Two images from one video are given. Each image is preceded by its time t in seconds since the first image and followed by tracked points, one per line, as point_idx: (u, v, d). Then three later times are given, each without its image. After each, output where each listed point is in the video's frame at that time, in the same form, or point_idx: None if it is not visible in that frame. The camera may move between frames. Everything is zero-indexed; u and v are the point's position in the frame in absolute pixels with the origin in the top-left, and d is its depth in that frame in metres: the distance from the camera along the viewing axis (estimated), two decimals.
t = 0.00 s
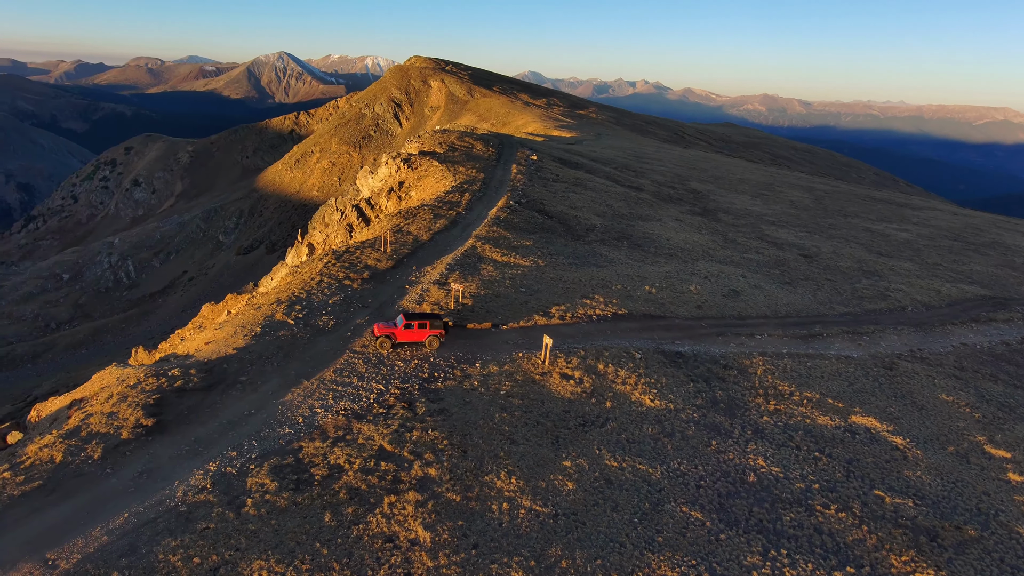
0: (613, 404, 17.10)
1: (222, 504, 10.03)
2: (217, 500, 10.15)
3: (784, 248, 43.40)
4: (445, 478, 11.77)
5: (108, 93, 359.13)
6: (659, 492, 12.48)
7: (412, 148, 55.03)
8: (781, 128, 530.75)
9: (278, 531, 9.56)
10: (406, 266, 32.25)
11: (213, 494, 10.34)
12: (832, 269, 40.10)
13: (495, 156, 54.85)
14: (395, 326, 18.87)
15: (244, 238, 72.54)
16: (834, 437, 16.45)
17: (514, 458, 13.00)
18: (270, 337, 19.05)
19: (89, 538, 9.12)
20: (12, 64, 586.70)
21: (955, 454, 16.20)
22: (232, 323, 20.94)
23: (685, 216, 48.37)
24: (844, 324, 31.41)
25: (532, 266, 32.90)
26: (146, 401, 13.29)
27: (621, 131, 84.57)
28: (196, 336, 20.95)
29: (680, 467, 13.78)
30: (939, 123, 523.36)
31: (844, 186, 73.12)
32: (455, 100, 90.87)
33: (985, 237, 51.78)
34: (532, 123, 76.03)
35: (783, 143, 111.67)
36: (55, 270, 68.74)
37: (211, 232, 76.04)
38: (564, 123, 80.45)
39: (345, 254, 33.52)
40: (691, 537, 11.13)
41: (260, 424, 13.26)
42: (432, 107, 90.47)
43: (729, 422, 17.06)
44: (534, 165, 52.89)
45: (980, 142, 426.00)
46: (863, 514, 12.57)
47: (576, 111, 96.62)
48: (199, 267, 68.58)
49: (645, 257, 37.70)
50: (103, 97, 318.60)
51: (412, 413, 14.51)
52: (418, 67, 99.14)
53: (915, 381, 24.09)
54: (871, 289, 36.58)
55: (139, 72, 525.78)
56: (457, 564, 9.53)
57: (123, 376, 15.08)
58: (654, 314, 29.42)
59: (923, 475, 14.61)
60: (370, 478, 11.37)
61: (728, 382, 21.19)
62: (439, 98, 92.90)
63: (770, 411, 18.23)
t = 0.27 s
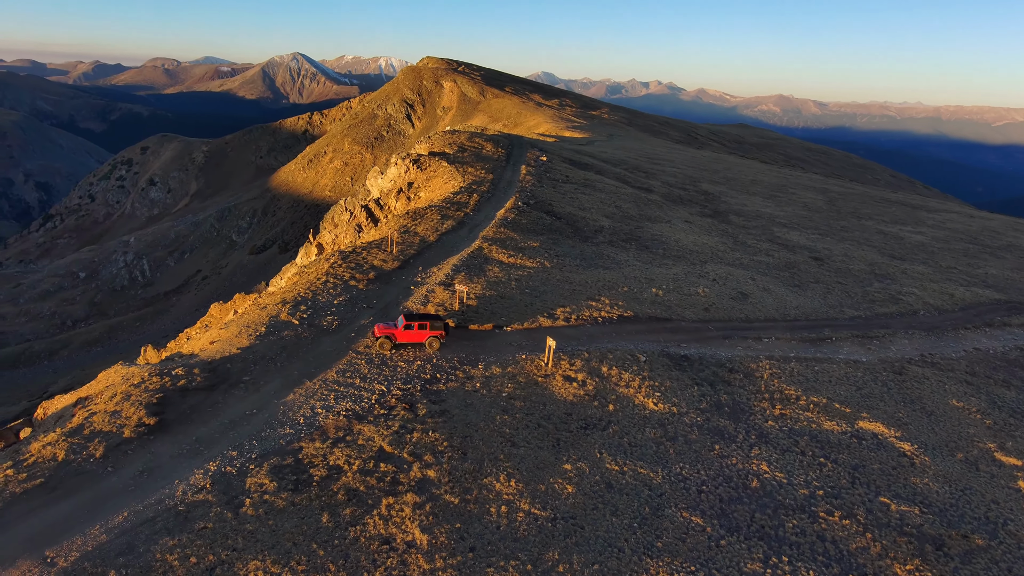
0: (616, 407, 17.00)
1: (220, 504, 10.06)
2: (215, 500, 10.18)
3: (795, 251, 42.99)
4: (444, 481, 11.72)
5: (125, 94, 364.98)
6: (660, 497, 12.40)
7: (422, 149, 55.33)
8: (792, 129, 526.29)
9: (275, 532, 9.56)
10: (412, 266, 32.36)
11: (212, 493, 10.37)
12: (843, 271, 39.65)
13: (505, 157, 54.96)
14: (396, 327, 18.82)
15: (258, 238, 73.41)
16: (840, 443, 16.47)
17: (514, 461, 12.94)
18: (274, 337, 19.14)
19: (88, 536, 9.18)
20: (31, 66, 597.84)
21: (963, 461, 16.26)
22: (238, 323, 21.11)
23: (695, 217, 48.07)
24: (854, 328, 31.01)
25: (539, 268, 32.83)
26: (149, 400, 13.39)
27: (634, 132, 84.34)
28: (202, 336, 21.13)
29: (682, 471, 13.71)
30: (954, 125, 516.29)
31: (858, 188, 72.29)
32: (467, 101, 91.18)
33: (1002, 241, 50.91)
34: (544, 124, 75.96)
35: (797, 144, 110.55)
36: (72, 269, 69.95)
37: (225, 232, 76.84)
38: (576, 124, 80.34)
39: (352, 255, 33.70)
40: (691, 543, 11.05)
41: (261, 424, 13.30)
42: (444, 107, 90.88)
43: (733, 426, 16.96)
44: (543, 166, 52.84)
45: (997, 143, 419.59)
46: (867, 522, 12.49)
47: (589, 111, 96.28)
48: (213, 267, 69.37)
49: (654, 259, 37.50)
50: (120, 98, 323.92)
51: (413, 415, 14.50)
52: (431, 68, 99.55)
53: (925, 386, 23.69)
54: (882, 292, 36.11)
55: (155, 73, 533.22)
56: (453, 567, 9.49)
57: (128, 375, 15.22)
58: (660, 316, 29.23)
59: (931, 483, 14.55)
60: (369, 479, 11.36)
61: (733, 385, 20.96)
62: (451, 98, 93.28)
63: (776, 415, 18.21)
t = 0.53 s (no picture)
0: (619, 410, 16.89)
1: (218, 504, 10.09)
2: (214, 499, 10.22)
3: (807, 253, 42.53)
4: (443, 483, 11.67)
5: (143, 96, 371.51)
6: (661, 502, 12.29)
7: (433, 150, 55.70)
8: (805, 130, 521.15)
9: (271, 532, 9.57)
10: (419, 267, 32.48)
11: (211, 493, 10.41)
12: (855, 274, 39.16)
13: (516, 157, 55.11)
14: (397, 327, 18.79)
15: (272, 237, 74.21)
16: (847, 449, 16.42)
17: (514, 464, 12.87)
18: (279, 337, 19.26)
19: (87, 534, 9.25)
20: (52, 68, 609.89)
21: (974, 469, 16.23)
22: (244, 323, 21.30)
23: (706, 219, 47.75)
24: (865, 332, 30.56)
25: (546, 269, 32.74)
26: (152, 399, 13.52)
27: (648, 133, 84.02)
28: (208, 335, 21.32)
29: (684, 476, 13.62)
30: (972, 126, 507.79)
31: (874, 189, 71.28)
32: (480, 102, 91.62)
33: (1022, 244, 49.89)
34: (557, 124, 76.06)
35: (813, 145, 109.30)
36: (89, 267, 71.24)
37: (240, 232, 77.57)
38: (589, 124, 80.19)
39: (359, 255, 33.91)
40: (691, 549, 10.93)
41: (263, 424, 13.38)
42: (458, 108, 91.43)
43: (738, 430, 16.84)
44: (554, 167, 52.77)
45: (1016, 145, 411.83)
46: (871, 530, 12.41)
47: (602, 112, 95.92)
48: (227, 266, 70.13)
49: (662, 261, 37.25)
50: (138, 99, 329.79)
51: (414, 416, 14.49)
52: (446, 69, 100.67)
53: (937, 392, 23.23)
54: (895, 295, 35.58)
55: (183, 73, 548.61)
56: (448, 570, 9.43)
57: (133, 374, 15.39)
58: (667, 319, 29.01)
59: (938, 491, 14.45)
60: (367, 481, 11.35)
61: (739, 390, 20.69)
62: (464, 99, 93.81)
63: (782, 420, 18.18)
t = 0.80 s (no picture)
0: (621, 414, 16.77)
1: (214, 503, 10.13)
2: (210, 498, 10.27)
3: (819, 256, 42.06)
4: (439, 485, 11.65)
5: (160, 96, 377.95)
6: (660, 507, 12.19)
7: (444, 151, 56.02)
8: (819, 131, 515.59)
9: (266, 532, 9.59)
10: (425, 268, 32.58)
11: (209, 492, 10.48)
12: (867, 278, 38.64)
13: (526, 158, 55.22)
14: (397, 328, 18.84)
15: (286, 237, 74.87)
16: (852, 455, 16.33)
17: (512, 467, 12.82)
18: (282, 337, 19.40)
19: (83, 531, 9.33)
20: (75, 69, 625.18)
21: (984, 478, 16.21)
22: (249, 323, 21.47)
23: (716, 221, 47.41)
24: (875, 336, 30.12)
25: (552, 271, 32.65)
26: (154, 398, 13.66)
27: (661, 133, 83.68)
28: (213, 334, 21.53)
29: (684, 481, 13.53)
30: (990, 127, 498.90)
31: (890, 191, 70.25)
32: (494, 103, 92.11)
33: None
34: (570, 125, 76.10)
35: (829, 146, 107.94)
36: (107, 264, 72.56)
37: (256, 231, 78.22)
38: (603, 125, 80.06)
39: (366, 256, 34.11)
40: (688, 555, 10.83)
41: (262, 424, 13.45)
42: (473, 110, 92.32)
43: (741, 436, 16.72)
44: (564, 168, 52.68)
45: None
46: (875, 538, 12.30)
47: (616, 113, 95.50)
48: (243, 264, 70.72)
49: (671, 263, 37.02)
50: (156, 99, 335.99)
51: (414, 417, 14.49)
52: (460, 70, 101.26)
53: (947, 399, 22.81)
54: (908, 299, 35.03)
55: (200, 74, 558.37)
56: (442, 574, 9.39)
57: (137, 372, 15.56)
58: (673, 322, 28.78)
59: (945, 500, 14.31)
60: (363, 482, 11.35)
61: (744, 395, 20.44)
62: (478, 100, 94.37)
63: (787, 425, 18.08)
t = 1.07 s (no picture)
0: (622, 418, 16.63)
1: (210, 503, 10.19)
2: (206, 497, 10.33)
3: (832, 259, 41.53)
4: (435, 487, 11.61)
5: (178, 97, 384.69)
6: (657, 512, 12.10)
7: (455, 151, 56.34)
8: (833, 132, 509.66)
9: (260, 532, 9.62)
10: (430, 269, 32.67)
11: (205, 491, 10.54)
12: (881, 281, 38.07)
13: (537, 159, 55.29)
14: (397, 329, 18.82)
15: (301, 236, 75.37)
16: (857, 463, 16.22)
17: (509, 470, 12.74)
18: (286, 337, 19.54)
19: (80, 529, 9.41)
20: (96, 70, 638.94)
21: (992, 486, 16.18)
22: (253, 322, 21.65)
23: (728, 222, 47.02)
24: (886, 341, 29.65)
25: (559, 273, 32.52)
26: (156, 396, 13.79)
27: (676, 134, 83.25)
28: (218, 333, 21.75)
29: (684, 487, 13.39)
30: (1010, 128, 489.76)
31: (907, 193, 69.12)
32: (509, 104, 92.45)
33: None
34: (584, 126, 76.09)
35: (848, 148, 106.42)
36: (125, 263, 73.84)
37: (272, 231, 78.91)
38: (617, 125, 79.82)
39: (373, 256, 34.33)
40: (685, 562, 10.73)
41: (261, 424, 13.52)
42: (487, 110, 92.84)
43: (744, 441, 16.58)
44: (575, 169, 52.54)
45: None
46: (877, 547, 12.18)
47: (631, 113, 95.05)
48: (259, 263, 71.28)
49: (679, 265, 36.75)
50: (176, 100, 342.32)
51: (413, 419, 14.46)
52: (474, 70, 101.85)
53: (958, 406, 22.37)
54: (921, 304, 34.43)
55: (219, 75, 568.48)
56: None
57: (141, 371, 15.74)
58: (679, 325, 28.55)
59: (952, 509, 14.18)
60: (359, 483, 11.34)
61: (749, 400, 20.16)
62: (493, 101, 94.85)
63: (792, 431, 17.95)
